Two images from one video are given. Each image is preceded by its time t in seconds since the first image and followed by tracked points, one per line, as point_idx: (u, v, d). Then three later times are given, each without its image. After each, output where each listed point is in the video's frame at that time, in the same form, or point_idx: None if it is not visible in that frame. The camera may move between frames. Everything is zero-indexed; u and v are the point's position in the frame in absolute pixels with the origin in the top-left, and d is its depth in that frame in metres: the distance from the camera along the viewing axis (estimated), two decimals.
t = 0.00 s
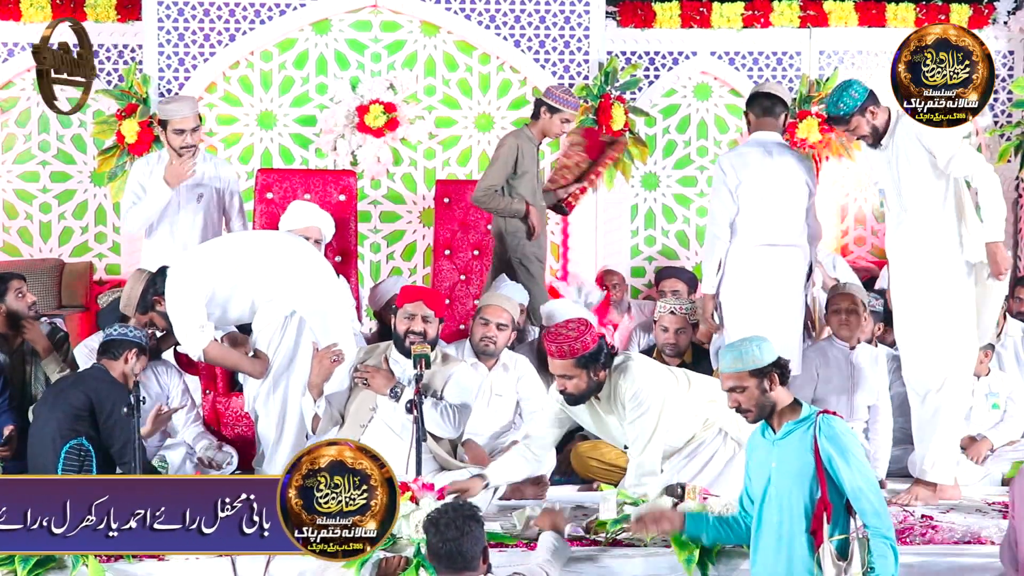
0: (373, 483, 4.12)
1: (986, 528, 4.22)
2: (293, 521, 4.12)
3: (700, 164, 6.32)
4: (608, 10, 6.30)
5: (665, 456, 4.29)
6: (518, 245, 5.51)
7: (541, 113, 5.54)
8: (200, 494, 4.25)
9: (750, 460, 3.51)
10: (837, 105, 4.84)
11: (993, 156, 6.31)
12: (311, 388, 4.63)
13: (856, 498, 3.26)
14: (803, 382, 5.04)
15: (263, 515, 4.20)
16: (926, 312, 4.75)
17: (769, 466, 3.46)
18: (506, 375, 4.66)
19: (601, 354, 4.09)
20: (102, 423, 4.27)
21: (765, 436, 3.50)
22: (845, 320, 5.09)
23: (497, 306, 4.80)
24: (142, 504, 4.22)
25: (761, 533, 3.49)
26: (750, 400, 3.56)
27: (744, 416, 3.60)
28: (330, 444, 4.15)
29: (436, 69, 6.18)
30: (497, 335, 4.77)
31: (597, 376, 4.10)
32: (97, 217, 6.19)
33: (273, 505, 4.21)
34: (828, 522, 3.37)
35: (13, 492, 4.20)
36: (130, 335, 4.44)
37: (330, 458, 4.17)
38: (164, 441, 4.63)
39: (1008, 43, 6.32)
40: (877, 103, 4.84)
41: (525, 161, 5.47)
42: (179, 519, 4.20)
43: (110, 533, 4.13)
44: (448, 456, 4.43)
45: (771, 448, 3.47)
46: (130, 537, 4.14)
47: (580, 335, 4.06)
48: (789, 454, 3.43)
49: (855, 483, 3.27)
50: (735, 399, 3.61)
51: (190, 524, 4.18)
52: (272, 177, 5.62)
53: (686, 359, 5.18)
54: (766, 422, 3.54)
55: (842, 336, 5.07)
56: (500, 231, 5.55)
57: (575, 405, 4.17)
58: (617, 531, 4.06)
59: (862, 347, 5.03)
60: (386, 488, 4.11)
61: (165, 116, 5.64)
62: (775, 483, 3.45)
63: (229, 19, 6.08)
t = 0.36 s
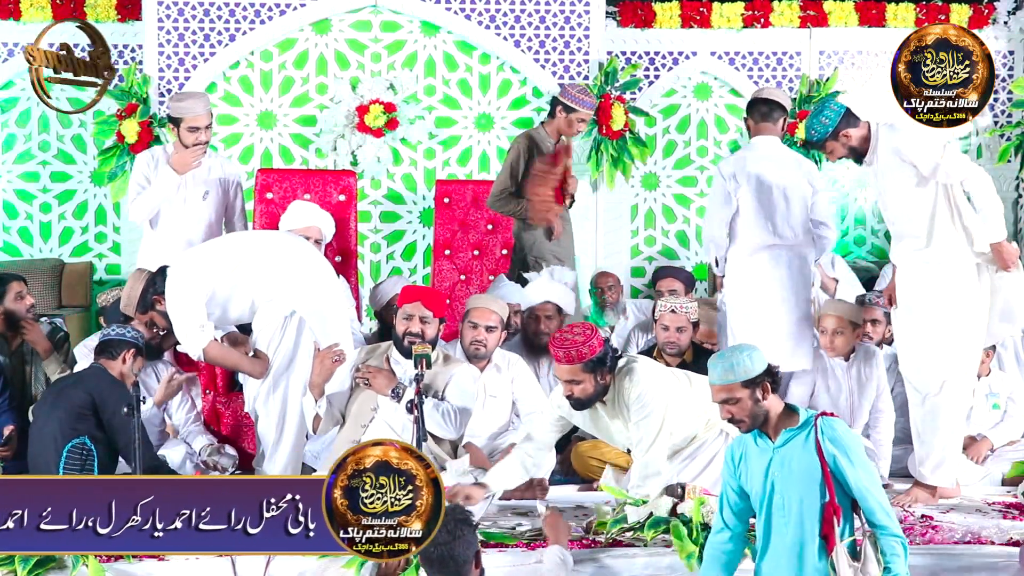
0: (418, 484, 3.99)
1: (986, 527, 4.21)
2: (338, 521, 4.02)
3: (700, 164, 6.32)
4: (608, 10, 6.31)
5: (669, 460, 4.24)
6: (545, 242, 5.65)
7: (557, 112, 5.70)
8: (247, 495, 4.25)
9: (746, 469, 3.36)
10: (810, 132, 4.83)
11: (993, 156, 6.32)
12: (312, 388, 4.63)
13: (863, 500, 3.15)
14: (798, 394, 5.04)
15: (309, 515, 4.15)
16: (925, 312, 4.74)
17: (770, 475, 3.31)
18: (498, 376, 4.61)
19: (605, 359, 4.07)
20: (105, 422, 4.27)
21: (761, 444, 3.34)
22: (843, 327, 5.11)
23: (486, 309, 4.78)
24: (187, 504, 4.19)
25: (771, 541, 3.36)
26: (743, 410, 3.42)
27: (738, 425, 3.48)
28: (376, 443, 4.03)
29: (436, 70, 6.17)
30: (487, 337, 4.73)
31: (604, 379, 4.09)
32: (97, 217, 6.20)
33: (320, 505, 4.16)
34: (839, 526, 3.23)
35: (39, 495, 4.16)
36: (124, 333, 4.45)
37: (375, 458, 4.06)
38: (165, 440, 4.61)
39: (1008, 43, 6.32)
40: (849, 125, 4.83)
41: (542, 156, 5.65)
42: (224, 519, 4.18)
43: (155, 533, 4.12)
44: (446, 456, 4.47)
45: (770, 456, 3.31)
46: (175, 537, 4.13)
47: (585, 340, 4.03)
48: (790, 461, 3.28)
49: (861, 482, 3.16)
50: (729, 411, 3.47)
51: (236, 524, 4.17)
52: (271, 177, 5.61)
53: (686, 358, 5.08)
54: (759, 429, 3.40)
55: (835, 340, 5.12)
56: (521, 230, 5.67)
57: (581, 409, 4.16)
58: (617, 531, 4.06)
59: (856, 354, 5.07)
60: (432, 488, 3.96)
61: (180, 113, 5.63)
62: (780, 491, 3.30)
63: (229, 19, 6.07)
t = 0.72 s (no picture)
0: (464, 484, 4.12)
1: (986, 527, 4.19)
2: (384, 521, 4.11)
3: (700, 164, 6.31)
4: (608, 10, 6.31)
5: (671, 463, 4.24)
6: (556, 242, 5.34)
7: (568, 109, 5.64)
8: (293, 496, 4.31)
9: (749, 472, 3.43)
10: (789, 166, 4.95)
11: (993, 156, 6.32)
12: (313, 388, 4.65)
13: (869, 500, 3.23)
14: (795, 395, 5.04)
15: (354, 515, 4.20)
16: (924, 315, 4.75)
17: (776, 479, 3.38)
18: (498, 376, 4.60)
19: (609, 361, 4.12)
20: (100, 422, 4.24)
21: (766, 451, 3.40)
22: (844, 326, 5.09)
23: (486, 309, 4.78)
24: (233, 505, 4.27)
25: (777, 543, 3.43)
26: (748, 419, 3.43)
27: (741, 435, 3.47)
28: (421, 444, 4.15)
29: (436, 70, 6.17)
30: (486, 337, 4.73)
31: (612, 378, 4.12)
32: (97, 217, 6.20)
33: (364, 505, 4.22)
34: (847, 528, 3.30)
35: (81, 496, 4.17)
36: (123, 333, 4.44)
37: (420, 458, 4.17)
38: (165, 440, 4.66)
39: (1008, 43, 6.32)
40: (831, 154, 4.92)
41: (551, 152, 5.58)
42: (270, 519, 4.24)
43: (201, 533, 4.19)
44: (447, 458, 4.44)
45: (775, 459, 3.38)
46: (221, 537, 4.19)
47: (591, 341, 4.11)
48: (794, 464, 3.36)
49: (867, 482, 3.23)
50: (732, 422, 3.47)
51: (281, 524, 4.21)
52: (271, 177, 5.61)
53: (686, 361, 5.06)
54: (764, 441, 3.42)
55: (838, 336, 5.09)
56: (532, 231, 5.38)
57: (588, 409, 4.21)
58: (617, 531, 4.05)
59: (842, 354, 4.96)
60: (478, 488, 4.11)
61: (186, 111, 5.70)
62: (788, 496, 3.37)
63: (229, 19, 6.07)
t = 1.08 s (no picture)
0: (509, 484, 4.04)
1: (986, 527, 4.11)
2: (428, 521, 4.02)
3: (700, 164, 6.32)
4: (608, 10, 6.31)
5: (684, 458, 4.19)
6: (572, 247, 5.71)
7: (582, 110, 5.81)
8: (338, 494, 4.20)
9: (755, 470, 3.44)
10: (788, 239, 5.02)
11: (994, 156, 6.33)
12: (313, 387, 4.64)
13: (873, 506, 3.24)
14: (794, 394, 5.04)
15: (399, 515, 4.08)
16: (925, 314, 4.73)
17: (781, 480, 3.38)
18: (501, 377, 4.63)
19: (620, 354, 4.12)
20: (100, 424, 4.22)
21: (771, 450, 3.41)
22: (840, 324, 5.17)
23: (492, 309, 4.77)
24: (277, 505, 4.18)
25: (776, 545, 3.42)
26: (758, 414, 3.45)
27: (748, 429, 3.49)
28: (466, 444, 4.07)
29: (436, 70, 6.17)
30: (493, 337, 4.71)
31: (624, 369, 4.13)
32: (97, 217, 6.20)
33: (409, 506, 4.11)
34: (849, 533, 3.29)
35: (123, 495, 4.10)
36: (126, 334, 4.40)
37: (466, 458, 4.09)
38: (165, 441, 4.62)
39: (1008, 43, 6.33)
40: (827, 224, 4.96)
41: (569, 158, 5.75)
42: (315, 519, 4.13)
43: (245, 533, 4.08)
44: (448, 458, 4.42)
45: (781, 460, 3.39)
46: (266, 537, 4.08)
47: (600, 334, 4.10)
48: (800, 466, 3.36)
49: (872, 488, 3.25)
50: (742, 415, 3.49)
51: (326, 524, 4.10)
52: (272, 177, 5.61)
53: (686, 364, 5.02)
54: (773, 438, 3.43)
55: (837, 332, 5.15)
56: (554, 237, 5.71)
57: (598, 403, 4.17)
58: (616, 531, 4.00)
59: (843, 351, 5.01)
60: (523, 488, 4.02)
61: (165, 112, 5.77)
62: (792, 497, 3.36)
63: (229, 19, 6.07)
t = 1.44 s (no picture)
0: (554, 484, 3.99)
1: (986, 527, 4.09)
2: (474, 521, 4.00)
3: (700, 164, 6.32)
4: (608, 10, 6.30)
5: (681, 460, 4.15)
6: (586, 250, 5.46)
7: (613, 105, 5.51)
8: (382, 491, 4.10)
9: (759, 464, 3.20)
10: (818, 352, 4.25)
11: (993, 156, 6.33)
12: (314, 388, 4.63)
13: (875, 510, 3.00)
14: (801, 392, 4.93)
15: (445, 515, 4.04)
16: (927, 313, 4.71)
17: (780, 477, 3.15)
18: (501, 377, 4.56)
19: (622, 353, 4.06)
20: (108, 424, 4.14)
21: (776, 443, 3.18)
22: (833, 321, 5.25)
23: (489, 321, 4.62)
24: (324, 504, 4.08)
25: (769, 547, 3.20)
26: (764, 402, 3.24)
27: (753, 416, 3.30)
28: (511, 445, 4.02)
29: (436, 69, 6.17)
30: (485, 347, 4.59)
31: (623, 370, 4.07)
32: (97, 217, 6.21)
33: (455, 505, 4.05)
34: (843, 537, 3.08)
35: (170, 496, 4.05)
36: (130, 336, 4.32)
37: (511, 459, 4.04)
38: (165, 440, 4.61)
39: (1008, 43, 6.33)
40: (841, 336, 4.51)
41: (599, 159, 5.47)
42: (360, 520, 4.05)
43: (291, 533, 4.03)
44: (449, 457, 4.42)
45: (783, 456, 3.15)
46: (312, 538, 4.02)
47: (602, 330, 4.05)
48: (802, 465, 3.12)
49: (873, 497, 3.01)
50: (748, 399, 3.30)
51: (372, 524, 4.03)
52: (272, 177, 5.61)
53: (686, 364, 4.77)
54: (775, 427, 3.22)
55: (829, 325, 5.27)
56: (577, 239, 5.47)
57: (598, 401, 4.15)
58: (617, 532, 3.96)
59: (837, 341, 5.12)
60: (568, 488, 3.98)
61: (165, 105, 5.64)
62: (789, 497, 3.14)
63: (229, 19, 6.07)
